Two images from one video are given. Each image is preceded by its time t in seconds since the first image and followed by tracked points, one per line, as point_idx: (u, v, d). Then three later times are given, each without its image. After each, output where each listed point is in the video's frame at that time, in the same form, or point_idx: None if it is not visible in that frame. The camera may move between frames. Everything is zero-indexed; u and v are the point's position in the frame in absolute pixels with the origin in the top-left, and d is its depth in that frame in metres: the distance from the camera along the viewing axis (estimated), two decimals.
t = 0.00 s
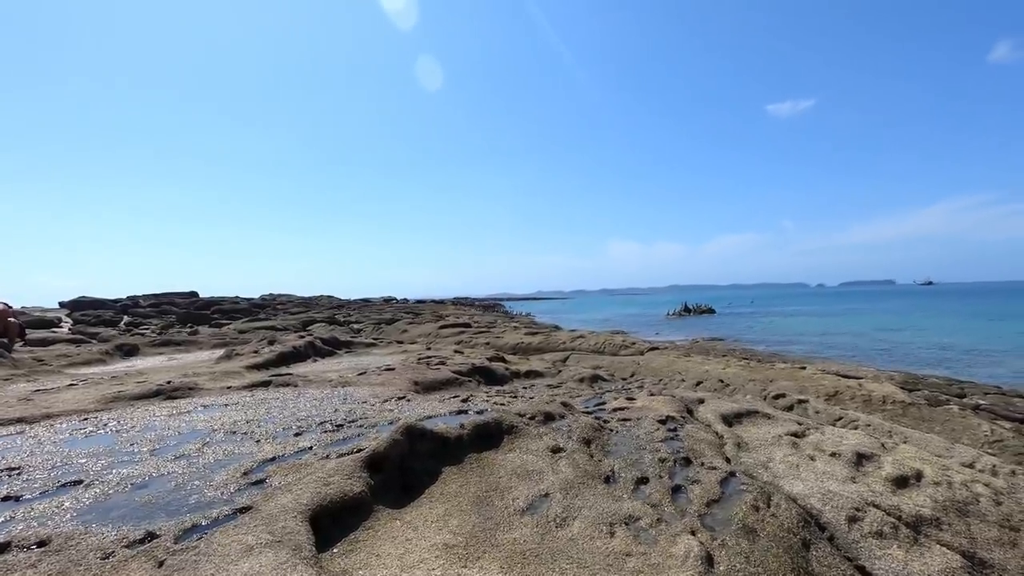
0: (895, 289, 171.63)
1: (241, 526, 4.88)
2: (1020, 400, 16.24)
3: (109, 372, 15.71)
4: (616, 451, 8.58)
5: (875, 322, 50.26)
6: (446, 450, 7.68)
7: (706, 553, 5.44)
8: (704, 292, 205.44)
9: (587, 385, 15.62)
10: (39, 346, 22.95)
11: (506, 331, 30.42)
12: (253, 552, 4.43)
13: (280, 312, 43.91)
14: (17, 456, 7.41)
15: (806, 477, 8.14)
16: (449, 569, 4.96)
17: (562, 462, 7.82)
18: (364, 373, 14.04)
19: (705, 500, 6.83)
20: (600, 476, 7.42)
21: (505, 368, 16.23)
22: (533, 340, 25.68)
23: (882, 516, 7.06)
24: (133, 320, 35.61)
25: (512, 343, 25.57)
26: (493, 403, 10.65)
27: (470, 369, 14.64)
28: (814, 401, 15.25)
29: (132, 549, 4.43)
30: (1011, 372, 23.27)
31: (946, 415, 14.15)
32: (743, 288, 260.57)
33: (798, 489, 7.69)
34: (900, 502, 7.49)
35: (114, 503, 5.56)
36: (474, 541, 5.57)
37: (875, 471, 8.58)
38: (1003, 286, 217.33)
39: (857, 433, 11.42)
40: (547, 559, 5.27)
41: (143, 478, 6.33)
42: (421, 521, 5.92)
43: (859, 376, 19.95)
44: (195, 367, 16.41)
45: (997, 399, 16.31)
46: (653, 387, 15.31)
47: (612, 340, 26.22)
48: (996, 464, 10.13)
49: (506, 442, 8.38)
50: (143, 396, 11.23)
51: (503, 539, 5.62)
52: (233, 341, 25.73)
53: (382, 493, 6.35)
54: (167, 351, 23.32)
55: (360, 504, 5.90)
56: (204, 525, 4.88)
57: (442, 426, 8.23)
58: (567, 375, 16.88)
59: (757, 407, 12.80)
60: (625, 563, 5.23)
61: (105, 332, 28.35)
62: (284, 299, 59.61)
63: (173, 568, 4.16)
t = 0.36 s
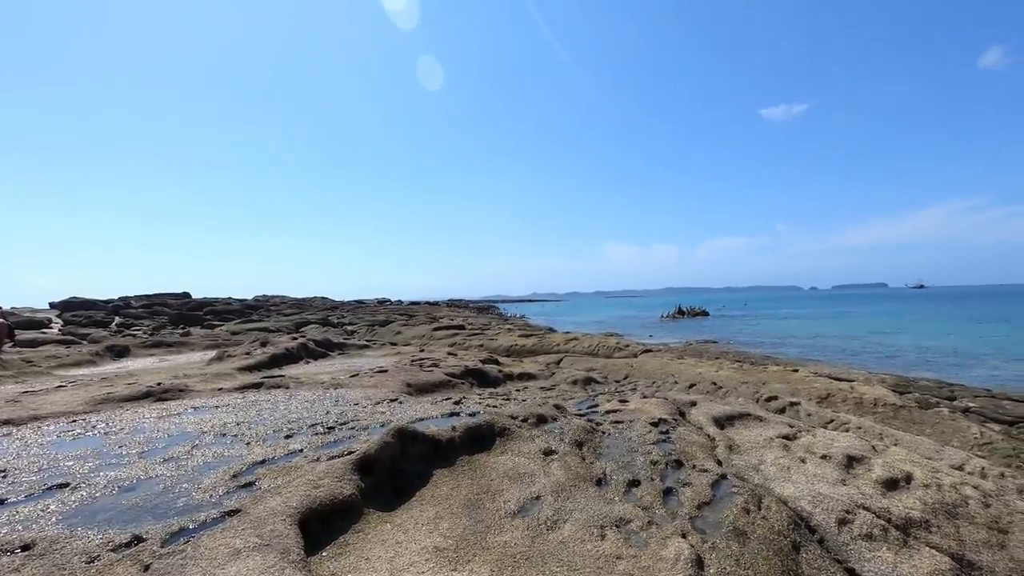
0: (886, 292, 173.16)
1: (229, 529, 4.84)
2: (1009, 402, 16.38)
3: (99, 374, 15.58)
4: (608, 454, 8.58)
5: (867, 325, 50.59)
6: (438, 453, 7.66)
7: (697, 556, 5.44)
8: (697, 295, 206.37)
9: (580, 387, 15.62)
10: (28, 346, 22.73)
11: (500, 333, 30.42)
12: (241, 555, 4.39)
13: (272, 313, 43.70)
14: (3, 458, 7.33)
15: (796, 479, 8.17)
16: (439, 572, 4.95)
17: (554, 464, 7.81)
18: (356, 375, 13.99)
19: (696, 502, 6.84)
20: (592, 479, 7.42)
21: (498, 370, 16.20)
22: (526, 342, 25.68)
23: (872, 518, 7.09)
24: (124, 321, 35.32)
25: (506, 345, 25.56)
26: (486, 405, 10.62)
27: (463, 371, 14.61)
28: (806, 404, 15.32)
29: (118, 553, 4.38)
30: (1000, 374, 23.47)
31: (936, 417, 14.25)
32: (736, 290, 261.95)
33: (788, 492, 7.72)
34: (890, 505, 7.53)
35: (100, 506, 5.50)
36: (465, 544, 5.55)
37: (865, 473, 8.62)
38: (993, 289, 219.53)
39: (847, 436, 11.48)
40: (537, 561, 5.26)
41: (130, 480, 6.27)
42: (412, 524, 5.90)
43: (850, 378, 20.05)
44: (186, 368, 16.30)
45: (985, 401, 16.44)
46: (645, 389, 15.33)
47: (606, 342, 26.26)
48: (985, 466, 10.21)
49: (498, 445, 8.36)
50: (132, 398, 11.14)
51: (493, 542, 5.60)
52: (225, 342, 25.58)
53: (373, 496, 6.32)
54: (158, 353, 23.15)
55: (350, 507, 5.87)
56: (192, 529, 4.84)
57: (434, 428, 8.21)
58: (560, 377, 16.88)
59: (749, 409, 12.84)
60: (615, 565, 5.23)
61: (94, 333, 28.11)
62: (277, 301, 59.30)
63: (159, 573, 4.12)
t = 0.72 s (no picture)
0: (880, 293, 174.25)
1: (228, 528, 4.83)
2: (1002, 403, 16.49)
3: (94, 373, 15.49)
4: (606, 454, 8.59)
5: (861, 325, 50.95)
6: (436, 453, 7.65)
7: (695, 556, 5.46)
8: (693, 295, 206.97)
9: (577, 387, 15.64)
10: (22, 345, 22.60)
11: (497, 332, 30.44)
12: (240, 554, 4.38)
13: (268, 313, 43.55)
14: None
15: (793, 479, 8.20)
16: (437, 572, 4.94)
17: (552, 464, 7.82)
18: (354, 374, 13.97)
19: (694, 502, 6.85)
20: (590, 479, 7.44)
21: (495, 370, 16.20)
22: (523, 342, 25.70)
23: (868, 518, 7.13)
24: (119, 319, 35.14)
25: (503, 344, 25.57)
26: (483, 405, 10.62)
27: (460, 370, 14.61)
28: (801, 404, 15.39)
29: (116, 552, 4.37)
30: (994, 375, 23.64)
31: (931, 418, 14.33)
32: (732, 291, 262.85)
33: (785, 491, 7.75)
34: (885, 504, 7.57)
35: (97, 505, 5.48)
36: (463, 543, 5.55)
37: (861, 473, 8.67)
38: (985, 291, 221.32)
39: (843, 436, 11.53)
40: (536, 561, 5.26)
41: (128, 479, 6.25)
42: (410, 523, 5.90)
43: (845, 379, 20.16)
44: (182, 367, 16.24)
45: (979, 402, 16.55)
46: (642, 389, 15.36)
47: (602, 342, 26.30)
48: (979, 467, 10.28)
49: (496, 444, 8.37)
50: (128, 397, 11.09)
51: (492, 542, 5.60)
52: (221, 341, 25.50)
53: (371, 495, 6.31)
54: (153, 352, 23.03)
55: (348, 506, 5.86)
56: (190, 528, 4.82)
57: (432, 428, 8.20)
58: (557, 377, 16.90)
59: (745, 409, 12.89)
60: (614, 565, 5.25)
61: (89, 332, 27.96)
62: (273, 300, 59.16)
63: (158, 572, 4.10)
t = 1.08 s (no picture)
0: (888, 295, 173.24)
1: (244, 524, 4.87)
2: (1014, 407, 16.32)
3: (106, 369, 15.64)
4: (617, 454, 8.59)
5: (868, 326, 50.91)
6: (447, 451, 7.67)
7: (708, 556, 5.45)
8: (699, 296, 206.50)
9: (586, 387, 15.64)
10: (35, 341, 22.87)
11: (504, 332, 30.52)
12: (257, 550, 4.42)
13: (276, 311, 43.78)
14: (16, 452, 7.38)
15: (804, 481, 8.17)
16: (451, 570, 4.97)
17: (563, 463, 7.83)
18: (363, 372, 14.04)
19: (705, 503, 6.84)
20: (601, 478, 7.44)
21: (503, 369, 16.22)
22: (530, 341, 25.71)
23: (881, 520, 7.09)
24: (129, 316, 35.45)
25: (510, 343, 25.60)
26: (493, 404, 10.64)
27: (469, 369, 14.63)
28: (811, 406, 15.31)
29: (136, 547, 4.42)
30: (1006, 378, 23.40)
31: (942, 421, 14.22)
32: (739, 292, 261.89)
33: (797, 493, 7.72)
34: (898, 507, 7.52)
35: (115, 500, 5.54)
36: (476, 542, 5.57)
37: (873, 476, 8.62)
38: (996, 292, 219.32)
39: (854, 438, 11.47)
40: (549, 560, 5.27)
41: (144, 475, 6.31)
42: (423, 521, 5.92)
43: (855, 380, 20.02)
44: (193, 364, 16.37)
45: (991, 405, 16.40)
46: (651, 389, 15.33)
47: (609, 342, 26.27)
48: (991, 470, 10.19)
49: (507, 444, 8.38)
50: (140, 393, 11.19)
51: (505, 540, 5.61)
52: (230, 339, 25.68)
53: (384, 493, 6.34)
54: (163, 349, 23.20)
55: (362, 503, 5.89)
56: (207, 523, 4.87)
57: (443, 426, 8.23)
58: (566, 376, 16.90)
59: (755, 410, 12.83)
60: (627, 564, 5.25)
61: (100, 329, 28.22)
62: (281, 298, 59.42)
63: (177, 566, 4.15)
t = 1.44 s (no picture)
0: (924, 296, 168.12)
1: (290, 513, 4.98)
2: None
3: (148, 361, 16.16)
4: (651, 453, 8.50)
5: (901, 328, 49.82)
6: (482, 447, 7.70)
7: (751, 558, 5.36)
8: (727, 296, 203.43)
9: (615, 386, 15.52)
10: (79, 334, 23.80)
11: (530, 330, 30.56)
12: (304, 539, 4.51)
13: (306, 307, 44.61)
14: (69, 439, 7.68)
15: (846, 485, 7.95)
16: (491, 564, 4.98)
17: (597, 461, 7.79)
18: (394, 368, 14.20)
19: (745, 504, 6.72)
20: (637, 477, 7.37)
21: (532, 367, 16.22)
22: (557, 339, 25.66)
23: (928, 528, 6.86)
24: (167, 311, 36.58)
25: (537, 341, 25.59)
26: (524, 401, 10.64)
27: (499, 366, 14.66)
28: (848, 409, 14.90)
29: (188, 532, 4.55)
30: None
31: (987, 427, 13.69)
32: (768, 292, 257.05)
33: (839, 497, 7.52)
34: (946, 515, 7.27)
35: (165, 487, 5.71)
36: (515, 537, 5.58)
37: (918, 482, 8.34)
38: None
39: (895, 442, 11.12)
40: (589, 557, 5.25)
41: (191, 463, 6.50)
42: (460, 515, 5.96)
43: (893, 384, 19.43)
44: (230, 358, 16.79)
45: None
46: (682, 389, 15.13)
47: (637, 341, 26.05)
48: None
49: (541, 441, 8.37)
50: (182, 385, 11.52)
51: (543, 536, 5.61)
52: (263, 334, 26.29)
53: (422, 487, 6.40)
54: (199, 343, 23.85)
55: (401, 496, 5.95)
56: (254, 512, 4.99)
57: (477, 422, 8.27)
58: (595, 375, 16.80)
59: (790, 412, 12.56)
60: (668, 564, 5.19)
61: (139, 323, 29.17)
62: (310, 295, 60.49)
63: (229, 552, 4.26)
